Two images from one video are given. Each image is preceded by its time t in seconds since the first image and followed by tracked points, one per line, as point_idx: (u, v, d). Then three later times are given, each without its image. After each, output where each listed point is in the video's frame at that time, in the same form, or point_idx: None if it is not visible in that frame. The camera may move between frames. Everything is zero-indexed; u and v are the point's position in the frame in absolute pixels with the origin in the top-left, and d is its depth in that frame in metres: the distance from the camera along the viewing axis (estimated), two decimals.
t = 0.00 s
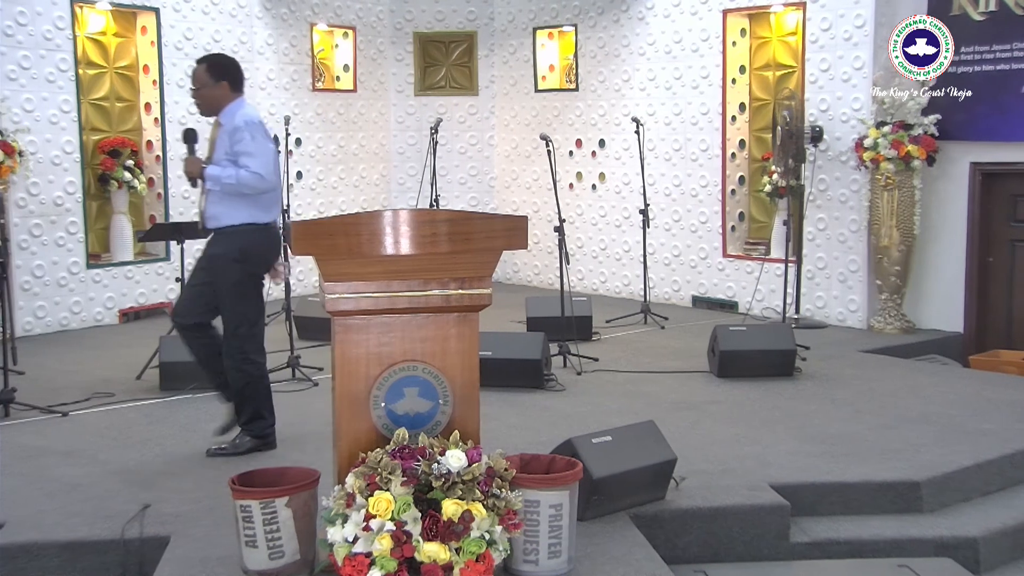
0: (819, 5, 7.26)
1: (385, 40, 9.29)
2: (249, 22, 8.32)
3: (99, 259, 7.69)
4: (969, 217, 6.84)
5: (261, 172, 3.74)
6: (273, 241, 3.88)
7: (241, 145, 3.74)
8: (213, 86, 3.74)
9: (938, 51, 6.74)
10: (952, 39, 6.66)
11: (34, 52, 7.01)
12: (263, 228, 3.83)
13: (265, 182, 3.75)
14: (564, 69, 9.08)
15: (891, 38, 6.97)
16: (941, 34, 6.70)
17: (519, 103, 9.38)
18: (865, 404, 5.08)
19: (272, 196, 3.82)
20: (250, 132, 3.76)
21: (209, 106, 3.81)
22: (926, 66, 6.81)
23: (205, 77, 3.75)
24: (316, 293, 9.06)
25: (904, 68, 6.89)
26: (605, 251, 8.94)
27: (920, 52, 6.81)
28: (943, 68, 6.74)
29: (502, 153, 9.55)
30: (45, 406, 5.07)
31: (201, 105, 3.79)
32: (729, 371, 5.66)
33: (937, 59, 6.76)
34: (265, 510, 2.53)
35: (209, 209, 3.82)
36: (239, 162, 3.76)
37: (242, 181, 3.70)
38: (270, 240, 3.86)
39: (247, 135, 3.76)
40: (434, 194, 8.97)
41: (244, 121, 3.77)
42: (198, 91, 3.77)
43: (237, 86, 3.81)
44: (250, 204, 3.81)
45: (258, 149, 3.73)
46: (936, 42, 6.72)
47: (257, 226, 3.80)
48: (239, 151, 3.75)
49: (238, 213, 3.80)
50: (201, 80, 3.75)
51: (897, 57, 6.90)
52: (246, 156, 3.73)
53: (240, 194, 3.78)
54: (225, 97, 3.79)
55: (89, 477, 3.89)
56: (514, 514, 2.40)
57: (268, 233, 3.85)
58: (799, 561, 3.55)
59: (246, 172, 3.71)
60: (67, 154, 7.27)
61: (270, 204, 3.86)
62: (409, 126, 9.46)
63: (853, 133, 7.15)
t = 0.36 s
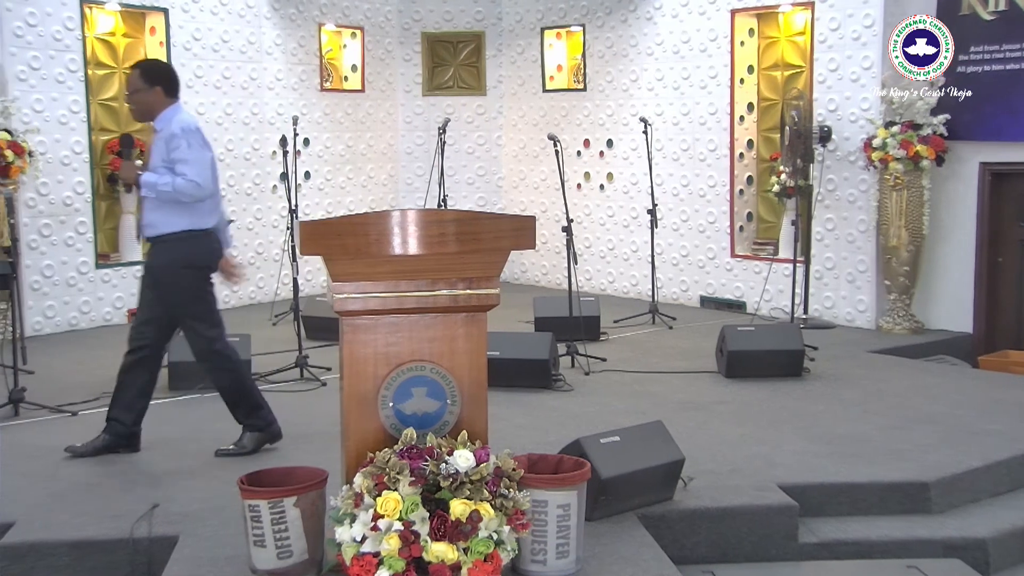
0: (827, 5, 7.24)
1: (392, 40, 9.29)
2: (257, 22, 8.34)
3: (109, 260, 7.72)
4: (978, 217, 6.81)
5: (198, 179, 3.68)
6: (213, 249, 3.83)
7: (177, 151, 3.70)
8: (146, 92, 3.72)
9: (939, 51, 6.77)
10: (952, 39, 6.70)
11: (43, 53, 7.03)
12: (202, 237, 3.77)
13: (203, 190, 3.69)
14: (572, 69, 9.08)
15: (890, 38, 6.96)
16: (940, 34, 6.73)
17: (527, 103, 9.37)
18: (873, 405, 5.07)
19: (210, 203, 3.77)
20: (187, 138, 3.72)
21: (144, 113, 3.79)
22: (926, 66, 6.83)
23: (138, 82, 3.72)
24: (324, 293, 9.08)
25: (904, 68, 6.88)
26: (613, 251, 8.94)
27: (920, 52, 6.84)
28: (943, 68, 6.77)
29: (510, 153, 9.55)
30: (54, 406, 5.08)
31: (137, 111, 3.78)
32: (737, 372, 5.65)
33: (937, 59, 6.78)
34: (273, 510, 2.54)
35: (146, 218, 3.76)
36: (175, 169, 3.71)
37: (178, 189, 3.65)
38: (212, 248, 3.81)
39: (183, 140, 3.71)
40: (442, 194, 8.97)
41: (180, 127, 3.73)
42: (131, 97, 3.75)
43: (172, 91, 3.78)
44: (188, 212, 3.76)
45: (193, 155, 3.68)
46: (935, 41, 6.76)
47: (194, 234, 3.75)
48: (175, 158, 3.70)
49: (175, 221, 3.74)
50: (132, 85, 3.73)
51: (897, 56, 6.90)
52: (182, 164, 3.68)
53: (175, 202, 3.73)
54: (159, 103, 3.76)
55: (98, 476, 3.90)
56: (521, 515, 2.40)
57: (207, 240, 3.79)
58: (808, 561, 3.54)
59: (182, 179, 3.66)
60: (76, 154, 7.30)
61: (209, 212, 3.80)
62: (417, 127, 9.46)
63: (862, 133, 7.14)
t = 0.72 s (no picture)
0: (836, 5, 7.23)
1: (401, 40, 9.30)
2: (266, 23, 8.36)
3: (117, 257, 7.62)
4: (988, 218, 6.79)
5: (157, 174, 3.71)
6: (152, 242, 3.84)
7: (133, 146, 3.71)
8: (93, 86, 3.66)
9: (939, 51, 6.76)
10: (952, 38, 6.69)
11: (54, 53, 7.06)
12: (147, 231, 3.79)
13: (161, 185, 3.72)
14: (580, 69, 9.08)
15: (891, 38, 6.96)
16: (941, 34, 6.74)
17: (535, 103, 9.38)
18: (882, 405, 5.06)
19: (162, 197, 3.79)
20: (142, 132, 3.73)
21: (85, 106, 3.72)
22: (926, 66, 6.83)
23: (82, 76, 3.64)
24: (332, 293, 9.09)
25: (905, 68, 6.89)
26: (621, 251, 8.93)
27: (920, 52, 6.84)
28: (943, 68, 6.77)
29: (518, 152, 9.56)
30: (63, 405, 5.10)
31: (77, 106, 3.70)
32: (745, 372, 5.65)
33: (937, 59, 6.78)
34: (281, 510, 2.54)
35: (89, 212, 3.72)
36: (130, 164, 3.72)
37: (138, 185, 3.65)
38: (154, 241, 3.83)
39: (137, 135, 3.73)
40: (451, 194, 8.98)
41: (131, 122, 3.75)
42: (74, 91, 3.66)
43: (116, 85, 3.75)
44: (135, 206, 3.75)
45: (151, 150, 3.70)
46: (936, 42, 6.76)
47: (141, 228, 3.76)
48: (130, 153, 3.71)
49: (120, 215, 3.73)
50: (74, 77, 3.64)
51: (898, 57, 6.91)
52: (140, 159, 3.69)
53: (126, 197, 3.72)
54: (104, 97, 3.72)
55: (107, 475, 3.91)
56: (529, 515, 2.40)
57: (149, 235, 3.81)
58: (816, 562, 3.54)
59: (143, 175, 3.67)
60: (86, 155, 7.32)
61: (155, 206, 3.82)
62: (425, 127, 9.47)
63: (871, 133, 7.13)
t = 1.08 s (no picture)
0: (845, 4, 7.21)
1: (409, 40, 9.31)
2: (275, 23, 8.37)
3: (128, 259, 7.82)
4: (998, 217, 6.76)
5: (124, 184, 3.67)
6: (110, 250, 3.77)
7: (99, 155, 3.65)
8: (52, 91, 3.55)
9: (939, 51, 6.80)
10: (952, 38, 6.76)
11: (63, 54, 7.09)
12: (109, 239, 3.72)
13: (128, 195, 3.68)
14: (589, 69, 9.08)
15: (890, 38, 6.95)
16: (941, 34, 6.79)
17: (543, 104, 9.38)
18: (891, 406, 5.04)
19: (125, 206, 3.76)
20: (106, 141, 3.68)
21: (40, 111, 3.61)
22: (926, 66, 6.86)
23: (39, 83, 3.52)
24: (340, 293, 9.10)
25: (904, 68, 6.90)
26: (629, 251, 8.92)
27: (920, 52, 6.85)
28: (943, 68, 6.80)
29: (526, 153, 9.56)
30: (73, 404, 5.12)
31: (29, 111, 3.57)
32: (753, 372, 5.63)
33: (937, 59, 6.81)
34: (289, 510, 2.55)
35: (48, 220, 3.63)
36: (95, 173, 3.66)
37: (107, 195, 3.60)
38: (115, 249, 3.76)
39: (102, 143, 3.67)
40: (459, 194, 8.99)
41: (93, 129, 3.67)
42: (29, 97, 3.54)
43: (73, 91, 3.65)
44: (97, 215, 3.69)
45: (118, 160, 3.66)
46: (936, 42, 6.81)
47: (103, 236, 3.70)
48: (95, 162, 3.65)
49: (83, 224, 3.65)
50: (30, 81, 3.51)
51: (897, 57, 6.90)
52: (107, 169, 3.64)
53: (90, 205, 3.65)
54: (61, 103, 3.63)
55: (115, 475, 3.92)
56: (538, 515, 2.40)
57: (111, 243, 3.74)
58: (825, 563, 3.52)
59: (111, 185, 3.62)
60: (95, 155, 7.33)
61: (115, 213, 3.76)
62: (433, 127, 9.48)
63: (879, 133, 7.10)
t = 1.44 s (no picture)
0: (854, 4, 7.19)
1: (417, 41, 9.32)
2: (283, 23, 8.39)
3: (136, 259, 7.82)
4: (1008, 218, 6.73)
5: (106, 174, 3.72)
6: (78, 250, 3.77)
7: (80, 147, 3.69)
8: (29, 84, 3.57)
9: (938, 51, 6.83)
10: (952, 39, 6.77)
11: (73, 54, 7.10)
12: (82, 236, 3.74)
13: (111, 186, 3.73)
14: (597, 69, 9.08)
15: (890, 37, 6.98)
16: (941, 34, 6.80)
17: (551, 104, 9.38)
18: (899, 406, 5.03)
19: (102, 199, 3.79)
20: (85, 133, 3.73)
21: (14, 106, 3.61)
22: (926, 66, 6.87)
23: (18, 75, 3.54)
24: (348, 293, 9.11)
25: (904, 68, 6.93)
26: (637, 251, 8.91)
27: (920, 52, 6.88)
28: (943, 68, 6.82)
29: (534, 153, 9.56)
30: (82, 404, 5.14)
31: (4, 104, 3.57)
32: (761, 373, 5.62)
33: (937, 59, 6.83)
34: (297, 509, 2.55)
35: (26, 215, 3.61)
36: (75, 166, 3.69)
37: (93, 184, 3.64)
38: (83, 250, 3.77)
39: (81, 136, 3.72)
40: (467, 194, 8.99)
41: (70, 122, 3.71)
42: (6, 90, 3.54)
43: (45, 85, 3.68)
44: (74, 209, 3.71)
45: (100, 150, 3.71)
46: (936, 42, 6.82)
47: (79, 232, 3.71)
48: (76, 154, 3.69)
49: (62, 219, 3.66)
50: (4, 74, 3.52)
51: (897, 57, 6.94)
52: (90, 159, 3.69)
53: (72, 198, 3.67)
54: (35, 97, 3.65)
55: (124, 474, 3.93)
56: (545, 515, 2.40)
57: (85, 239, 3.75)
58: (833, 564, 3.51)
59: (96, 175, 3.66)
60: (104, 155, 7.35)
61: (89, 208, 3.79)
62: (442, 127, 9.48)
63: (888, 133, 7.09)
